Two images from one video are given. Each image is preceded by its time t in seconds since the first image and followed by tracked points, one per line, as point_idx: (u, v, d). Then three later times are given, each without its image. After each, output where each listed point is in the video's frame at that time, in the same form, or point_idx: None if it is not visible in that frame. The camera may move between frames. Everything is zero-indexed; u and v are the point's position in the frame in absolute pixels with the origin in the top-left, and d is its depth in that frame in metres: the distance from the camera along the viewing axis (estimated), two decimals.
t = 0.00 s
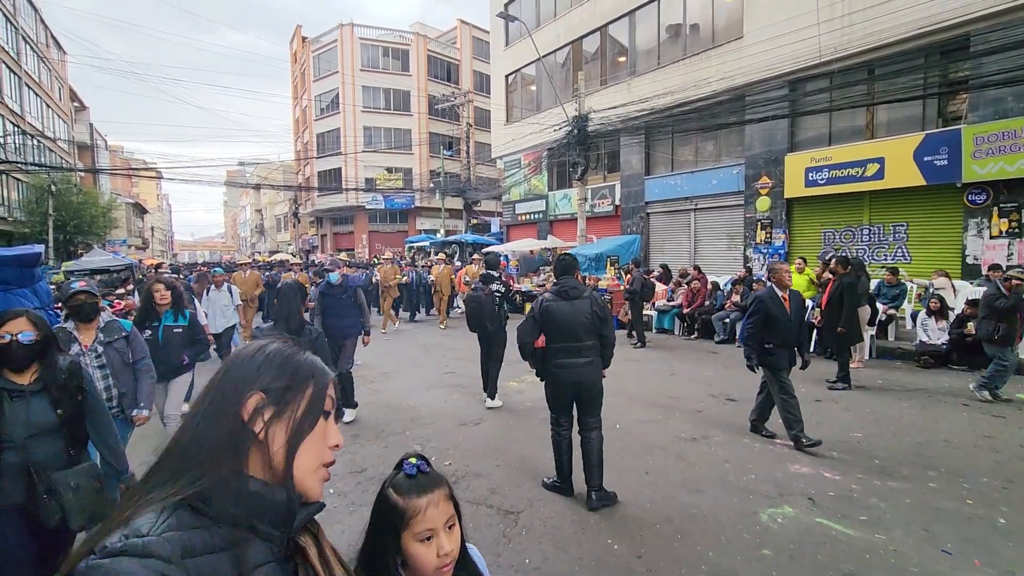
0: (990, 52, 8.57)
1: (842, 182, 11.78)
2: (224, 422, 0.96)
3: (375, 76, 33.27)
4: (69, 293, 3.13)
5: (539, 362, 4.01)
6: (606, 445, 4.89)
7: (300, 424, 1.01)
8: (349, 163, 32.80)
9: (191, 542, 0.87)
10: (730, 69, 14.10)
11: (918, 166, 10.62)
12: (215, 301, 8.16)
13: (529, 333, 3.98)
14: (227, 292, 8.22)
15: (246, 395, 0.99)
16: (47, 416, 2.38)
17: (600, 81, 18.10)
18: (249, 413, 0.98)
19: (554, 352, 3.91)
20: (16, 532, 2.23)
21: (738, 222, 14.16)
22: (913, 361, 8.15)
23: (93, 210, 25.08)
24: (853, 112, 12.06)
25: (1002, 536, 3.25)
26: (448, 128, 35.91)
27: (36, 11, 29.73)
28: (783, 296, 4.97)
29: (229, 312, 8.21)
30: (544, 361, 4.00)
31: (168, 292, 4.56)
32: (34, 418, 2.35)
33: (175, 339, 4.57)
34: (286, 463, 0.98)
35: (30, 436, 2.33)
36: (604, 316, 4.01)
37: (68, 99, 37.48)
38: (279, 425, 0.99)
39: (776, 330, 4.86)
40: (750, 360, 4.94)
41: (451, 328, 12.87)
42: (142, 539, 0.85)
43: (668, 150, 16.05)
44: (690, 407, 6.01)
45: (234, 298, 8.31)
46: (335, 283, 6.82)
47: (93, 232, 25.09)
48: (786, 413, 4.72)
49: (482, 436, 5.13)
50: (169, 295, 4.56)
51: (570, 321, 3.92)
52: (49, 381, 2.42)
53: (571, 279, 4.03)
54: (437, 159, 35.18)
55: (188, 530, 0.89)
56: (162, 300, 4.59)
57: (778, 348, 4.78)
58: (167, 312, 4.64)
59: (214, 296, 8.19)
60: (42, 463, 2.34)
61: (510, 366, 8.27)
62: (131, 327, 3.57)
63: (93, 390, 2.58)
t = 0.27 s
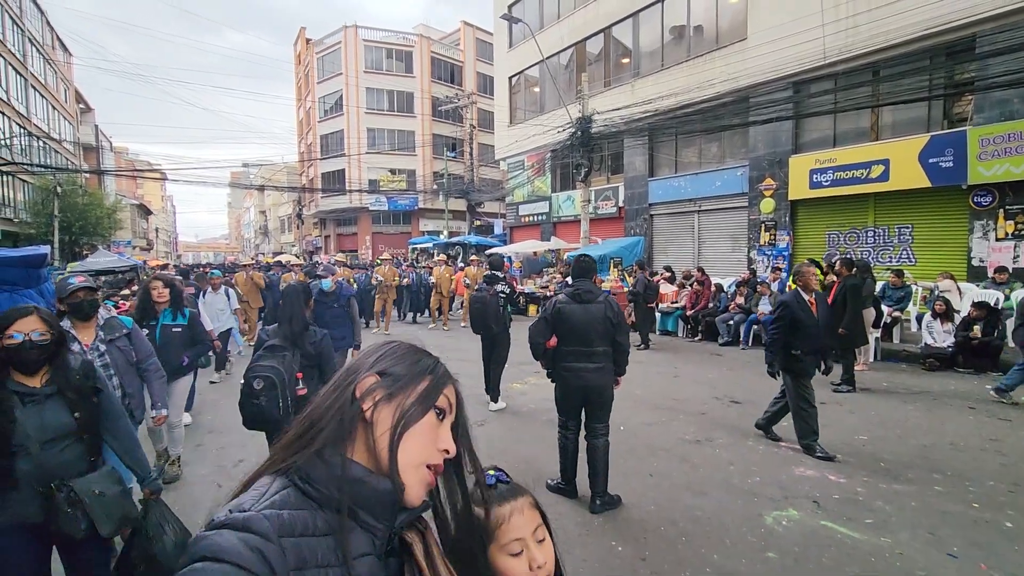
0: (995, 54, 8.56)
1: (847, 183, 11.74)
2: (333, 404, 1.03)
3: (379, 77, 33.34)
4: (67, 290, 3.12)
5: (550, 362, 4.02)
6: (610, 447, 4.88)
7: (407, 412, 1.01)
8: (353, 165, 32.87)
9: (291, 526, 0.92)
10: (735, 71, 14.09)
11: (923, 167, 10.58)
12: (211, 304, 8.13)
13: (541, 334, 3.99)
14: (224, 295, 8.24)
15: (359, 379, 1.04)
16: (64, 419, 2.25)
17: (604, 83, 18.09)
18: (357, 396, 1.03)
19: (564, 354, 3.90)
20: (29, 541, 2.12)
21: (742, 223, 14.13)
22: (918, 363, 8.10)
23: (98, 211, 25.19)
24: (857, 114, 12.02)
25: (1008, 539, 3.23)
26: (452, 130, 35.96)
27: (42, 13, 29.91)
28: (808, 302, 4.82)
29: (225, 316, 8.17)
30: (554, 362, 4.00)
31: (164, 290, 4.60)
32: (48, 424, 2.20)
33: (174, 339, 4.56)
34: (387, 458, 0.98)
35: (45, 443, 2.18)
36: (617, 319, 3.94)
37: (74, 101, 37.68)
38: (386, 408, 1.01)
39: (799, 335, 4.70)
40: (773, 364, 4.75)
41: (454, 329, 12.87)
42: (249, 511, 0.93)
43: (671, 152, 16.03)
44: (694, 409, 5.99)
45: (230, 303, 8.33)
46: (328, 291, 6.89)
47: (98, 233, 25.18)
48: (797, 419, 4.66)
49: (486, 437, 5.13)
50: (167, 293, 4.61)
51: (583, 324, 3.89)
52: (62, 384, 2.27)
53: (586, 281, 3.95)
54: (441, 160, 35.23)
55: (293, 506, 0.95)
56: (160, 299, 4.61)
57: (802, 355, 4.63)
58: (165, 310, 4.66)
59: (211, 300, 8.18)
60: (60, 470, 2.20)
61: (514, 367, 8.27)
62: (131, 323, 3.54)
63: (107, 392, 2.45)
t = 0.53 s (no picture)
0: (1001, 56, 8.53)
1: (851, 185, 11.72)
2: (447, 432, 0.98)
3: (383, 78, 33.39)
4: (90, 294, 3.34)
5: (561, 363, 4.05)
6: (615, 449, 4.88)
7: (530, 442, 0.98)
8: (356, 165, 32.94)
9: None
10: (738, 72, 14.07)
11: (928, 169, 10.55)
12: (209, 304, 8.16)
13: (552, 335, 4.02)
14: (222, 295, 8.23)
15: (471, 404, 1.00)
16: (107, 445, 2.09)
17: (608, 84, 18.10)
18: (476, 424, 0.98)
19: (574, 357, 3.92)
20: None
21: (746, 225, 14.11)
22: (923, 366, 8.09)
23: (104, 211, 25.29)
24: (862, 116, 12.00)
25: (1014, 542, 3.22)
26: (455, 131, 35.99)
27: (48, 14, 30.05)
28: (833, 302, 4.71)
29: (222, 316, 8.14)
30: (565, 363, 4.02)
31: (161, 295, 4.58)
32: (90, 450, 2.04)
33: (173, 345, 4.58)
34: (514, 490, 0.95)
35: (88, 469, 2.03)
36: (631, 325, 3.91)
37: (79, 102, 37.86)
38: (507, 440, 0.97)
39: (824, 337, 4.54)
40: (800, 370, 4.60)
41: (457, 330, 12.88)
42: (383, 568, 0.83)
43: (675, 153, 16.02)
44: (698, 411, 5.99)
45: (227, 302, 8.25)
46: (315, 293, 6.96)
47: (103, 234, 25.26)
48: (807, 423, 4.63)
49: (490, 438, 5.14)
50: (163, 297, 4.56)
51: (595, 329, 3.88)
52: (107, 407, 2.11)
53: (601, 285, 3.92)
54: (444, 161, 35.26)
55: (422, 557, 0.88)
56: (159, 305, 4.59)
57: (829, 357, 4.50)
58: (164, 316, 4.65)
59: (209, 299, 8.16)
60: (100, 500, 2.05)
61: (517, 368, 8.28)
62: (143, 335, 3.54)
63: (149, 414, 2.30)
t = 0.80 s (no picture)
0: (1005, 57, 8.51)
1: (854, 186, 11.71)
2: (616, 481, 0.80)
3: (385, 79, 33.41)
4: (103, 290, 3.35)
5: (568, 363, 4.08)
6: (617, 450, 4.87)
7: (723, 489, 0.83)
8: (358, 166, 32.99)
9: None
10: (741, 73, 14.06)
11: (932, 170, 10.53)
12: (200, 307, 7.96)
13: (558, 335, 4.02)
14: (211, 297, 8.02)
15: (639, 447, 0.81)
16: (162, 443, 1.94)
17: (610, 85, 18.10)
18: (651, 478, 0.80)
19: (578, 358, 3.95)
20: None
21: (748, 226, 14.10)
22: (926, 367, 8.07)
23: (107, 211, 25.36)
24: (865, 117, 11.98)
25: (1019, 545, 3.21)
26: (457, 131, 36.02)
27: (52, 15, 30.19)
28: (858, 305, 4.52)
29: (213, 318, 7.96)
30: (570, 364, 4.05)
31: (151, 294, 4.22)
32: (145, 447, 1.89)
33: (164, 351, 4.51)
34: (712, 546, 0.82)
35: (144, 468, 1.87)
36: (640, 325, 3.88)
37: (83, 102, 37.97)
38: (697, 491, 0.82)
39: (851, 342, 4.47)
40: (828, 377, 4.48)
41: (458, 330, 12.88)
42: None
43: (677, 154, 16.01)
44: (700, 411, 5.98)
45: (217, 303, 8.03)
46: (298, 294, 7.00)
47: (106, 233, 25.32)
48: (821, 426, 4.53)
49: (493, 437, 5.14)
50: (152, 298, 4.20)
51: (602, 331, 3.88)
52: (161, 401, 1.97)
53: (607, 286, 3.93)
54: (446, 162, 35.29)
55: None
56: (147, 306, 4.21)
57: (855, 363, 4.39)
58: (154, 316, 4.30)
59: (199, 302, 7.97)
60: (157, 500, 1.88)
61: (519, 368, 8.28)
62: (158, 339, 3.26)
63: (199, 411, 2.16)
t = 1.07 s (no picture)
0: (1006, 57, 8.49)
1: (855, 187, 11.70)
2: (903, 495, 0.88)
3: (386, 79, 33.43)
4: (87, 296, 2.67)
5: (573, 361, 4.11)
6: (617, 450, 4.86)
7: None
8: (359, 166, 33.00)
9: None
10: (742, 73, 14.06)
11: (933, 171, 10.53)
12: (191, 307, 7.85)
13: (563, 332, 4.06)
14: (200, 296, 8.03)
15: (928, 481, 0.87)
16: (210, 471, 1.87)
17: (610, 85, 18.10)
18: (949, 516, 0.87)
19: (579, 357, 3.99)
20: None
21: (748, 227, 14.09)
22: (927, 368, 8.05)
23: (108, 211, 25.39)
24: (865, 117, 11.98)
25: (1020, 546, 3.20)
26: (458, 131, 36.02)
27: (53, 15, 30.27)
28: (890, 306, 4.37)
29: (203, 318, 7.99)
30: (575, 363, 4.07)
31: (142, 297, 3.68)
32: (190, 474, 1.82)
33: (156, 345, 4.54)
34: None
35: (193, 498, 1.80)
36: (639, 327, 3.84)
37: (84, 102, 37.98)
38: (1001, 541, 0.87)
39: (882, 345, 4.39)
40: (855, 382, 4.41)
41: (458, 331, 12.89)
42: None
43: (678, 154, 16.01)
44: (700, 412, 5.97)
45: (206, 304, 8.03)
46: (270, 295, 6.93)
47: (106, 233, 25.33)
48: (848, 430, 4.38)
49: (492, 438, 5.14)
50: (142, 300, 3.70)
51: (601, 331, 3.88)
52: (202, 427, 1.91)
53: (605, 286, 3.94)
54: (447, 162, 35.27)
55: None
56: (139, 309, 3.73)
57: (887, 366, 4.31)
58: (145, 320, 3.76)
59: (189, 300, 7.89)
60: (205, 531, 1.81)
61: (520, 369, 8.28)
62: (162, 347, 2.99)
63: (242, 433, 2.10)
